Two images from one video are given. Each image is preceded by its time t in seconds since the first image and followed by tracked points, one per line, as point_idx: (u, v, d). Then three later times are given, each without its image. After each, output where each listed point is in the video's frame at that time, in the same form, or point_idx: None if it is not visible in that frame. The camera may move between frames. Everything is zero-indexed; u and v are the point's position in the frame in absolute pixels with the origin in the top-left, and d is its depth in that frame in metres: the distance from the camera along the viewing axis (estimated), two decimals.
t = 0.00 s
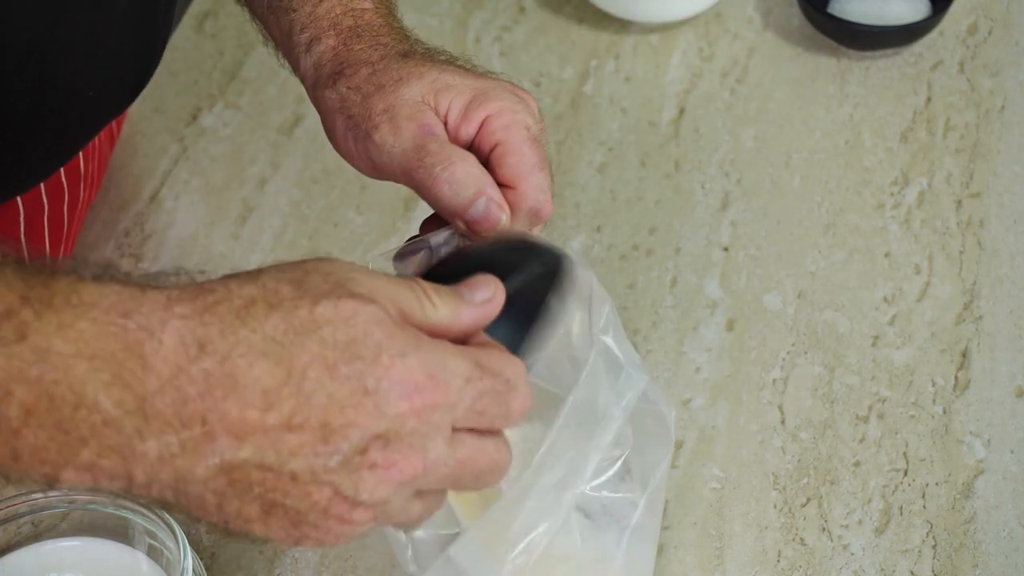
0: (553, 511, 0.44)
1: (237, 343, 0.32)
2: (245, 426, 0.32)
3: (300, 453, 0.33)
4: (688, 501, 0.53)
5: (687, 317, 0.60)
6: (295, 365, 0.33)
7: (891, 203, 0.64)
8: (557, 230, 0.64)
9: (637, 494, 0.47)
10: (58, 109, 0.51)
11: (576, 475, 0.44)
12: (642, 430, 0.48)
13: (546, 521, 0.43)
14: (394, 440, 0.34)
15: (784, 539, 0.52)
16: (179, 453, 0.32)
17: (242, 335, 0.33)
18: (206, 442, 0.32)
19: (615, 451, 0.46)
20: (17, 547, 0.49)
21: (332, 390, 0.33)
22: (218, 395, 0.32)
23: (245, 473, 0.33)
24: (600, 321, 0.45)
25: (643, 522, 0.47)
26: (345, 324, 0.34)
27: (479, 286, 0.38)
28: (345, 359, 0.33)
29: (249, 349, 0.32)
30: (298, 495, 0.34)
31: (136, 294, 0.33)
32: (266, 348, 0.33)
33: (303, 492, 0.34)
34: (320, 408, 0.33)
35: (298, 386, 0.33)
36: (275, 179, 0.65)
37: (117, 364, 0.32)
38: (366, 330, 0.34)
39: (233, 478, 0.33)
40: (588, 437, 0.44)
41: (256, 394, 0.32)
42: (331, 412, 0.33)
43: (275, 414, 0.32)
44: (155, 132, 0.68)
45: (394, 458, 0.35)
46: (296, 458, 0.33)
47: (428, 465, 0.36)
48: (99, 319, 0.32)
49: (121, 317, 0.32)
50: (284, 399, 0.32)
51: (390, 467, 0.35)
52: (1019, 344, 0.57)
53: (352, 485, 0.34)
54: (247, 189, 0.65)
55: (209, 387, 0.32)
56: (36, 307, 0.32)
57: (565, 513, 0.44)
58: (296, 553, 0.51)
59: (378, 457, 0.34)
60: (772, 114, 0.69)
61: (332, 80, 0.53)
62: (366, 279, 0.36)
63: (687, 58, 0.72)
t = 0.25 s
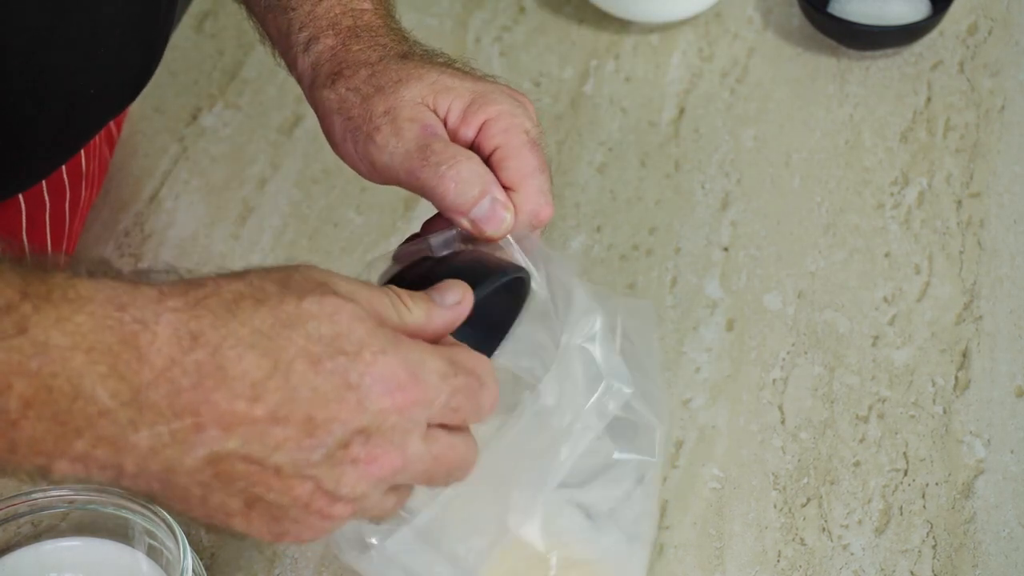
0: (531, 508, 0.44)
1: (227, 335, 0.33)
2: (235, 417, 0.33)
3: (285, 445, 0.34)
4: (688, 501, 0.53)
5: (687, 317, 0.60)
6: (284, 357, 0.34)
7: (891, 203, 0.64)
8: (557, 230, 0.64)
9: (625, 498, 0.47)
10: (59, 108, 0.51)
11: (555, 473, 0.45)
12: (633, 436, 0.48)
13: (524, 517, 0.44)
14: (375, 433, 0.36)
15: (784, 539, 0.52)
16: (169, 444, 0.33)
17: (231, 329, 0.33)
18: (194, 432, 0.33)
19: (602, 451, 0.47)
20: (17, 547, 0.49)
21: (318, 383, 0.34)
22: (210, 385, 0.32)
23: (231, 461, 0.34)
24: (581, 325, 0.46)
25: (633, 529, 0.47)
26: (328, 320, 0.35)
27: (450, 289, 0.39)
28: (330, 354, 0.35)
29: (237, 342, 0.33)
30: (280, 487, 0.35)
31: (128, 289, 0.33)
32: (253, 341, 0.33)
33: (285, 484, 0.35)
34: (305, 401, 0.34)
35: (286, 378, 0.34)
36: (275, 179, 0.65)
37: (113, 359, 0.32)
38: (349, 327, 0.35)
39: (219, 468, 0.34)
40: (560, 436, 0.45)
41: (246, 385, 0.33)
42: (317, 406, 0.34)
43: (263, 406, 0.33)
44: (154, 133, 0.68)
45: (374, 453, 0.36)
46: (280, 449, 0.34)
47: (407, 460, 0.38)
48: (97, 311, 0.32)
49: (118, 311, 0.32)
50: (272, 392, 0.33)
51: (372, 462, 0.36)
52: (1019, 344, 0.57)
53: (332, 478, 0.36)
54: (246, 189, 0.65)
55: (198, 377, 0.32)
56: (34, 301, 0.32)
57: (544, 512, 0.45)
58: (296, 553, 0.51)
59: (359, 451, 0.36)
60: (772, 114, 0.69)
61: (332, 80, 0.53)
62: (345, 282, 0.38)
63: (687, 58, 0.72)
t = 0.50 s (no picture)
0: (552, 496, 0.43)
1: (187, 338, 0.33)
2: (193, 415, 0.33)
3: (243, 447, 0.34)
4: (688, 501, 0.53)
5: (687, 317, 0.60)
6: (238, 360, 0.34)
7: (891, 203, 0.64)
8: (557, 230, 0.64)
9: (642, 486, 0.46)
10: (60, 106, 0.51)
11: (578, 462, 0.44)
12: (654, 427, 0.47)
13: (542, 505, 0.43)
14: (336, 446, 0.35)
15: (784, 539, 0.52)
16: (137, 432, 0.34)
17: (194, 326, 0.34)
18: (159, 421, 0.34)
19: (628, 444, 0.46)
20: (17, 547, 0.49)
21: (275, 394, 0.34)
22: (169, 383, 0.33)
23: (194, 452, 0.35)
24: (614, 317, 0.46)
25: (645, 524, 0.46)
26: (305, 333, 0.34)
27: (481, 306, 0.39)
28: (293, 366, 0.34)
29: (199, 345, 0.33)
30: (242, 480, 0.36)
31: (106, 284, 0.34)
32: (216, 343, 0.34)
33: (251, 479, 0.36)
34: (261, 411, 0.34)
35: (245, 385, 0.34)
36: (275, 179, 0.65)
37: (83, 352, 0.33)
38: (323, 343, 0.34)
39: (184, 456, 0.35)
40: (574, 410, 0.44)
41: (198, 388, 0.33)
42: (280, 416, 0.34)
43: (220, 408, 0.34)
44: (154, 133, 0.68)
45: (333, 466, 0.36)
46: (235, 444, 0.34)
47: (374, 474, 0.37)
48: (68, 310, 0.33)
49: (89, 308, 0.33)
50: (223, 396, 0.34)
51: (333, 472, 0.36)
52: (1019, 344, 0.57)
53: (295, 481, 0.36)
54: (247, 189, 0.65)
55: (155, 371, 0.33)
56: (11, 300, 0.33)
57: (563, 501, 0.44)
58: (296, 553, 0.51)
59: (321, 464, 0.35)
60: (772, 114, 0.69)
61: (342, 78, 0.53)
62: (345, 286, 0.37)
63: (686, 58, 0.72)
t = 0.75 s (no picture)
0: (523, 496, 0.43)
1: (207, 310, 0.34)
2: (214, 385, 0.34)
3: (264, 414, 0.35)
4: (688, 501, 0.53)
5: (687, 317, 0.60)
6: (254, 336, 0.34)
7: (891, 203, 0.64)
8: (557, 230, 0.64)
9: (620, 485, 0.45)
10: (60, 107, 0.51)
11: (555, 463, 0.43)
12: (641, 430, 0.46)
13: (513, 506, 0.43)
14: (352, 410, 0.36)
15: (784, 539, 0.52)
16: (155, 406, 0.34)
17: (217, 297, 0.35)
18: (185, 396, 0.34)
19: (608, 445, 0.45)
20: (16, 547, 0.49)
21: (296, 356, 0.35)
22: (190, 352, 0.34)
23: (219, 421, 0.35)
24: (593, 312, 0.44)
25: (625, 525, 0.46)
26: (317, 295, 0.35)
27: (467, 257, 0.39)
28: (312, 330, 0.35)
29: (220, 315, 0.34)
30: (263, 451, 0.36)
31: (122, 260, 0.35)
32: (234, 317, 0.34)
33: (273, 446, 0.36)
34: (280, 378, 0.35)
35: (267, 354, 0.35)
36: (275, 179, 0.65)
37: (105, 327, 0.34)
38: (337, 305, 0.35)
39: (201, 431, 0.35)
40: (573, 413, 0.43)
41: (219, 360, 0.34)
42: (303, 380, 0.35)
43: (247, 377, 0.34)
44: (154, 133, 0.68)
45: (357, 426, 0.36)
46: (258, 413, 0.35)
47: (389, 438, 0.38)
48: (88, 285, 0.34)
49: (107, 282, 0.34)
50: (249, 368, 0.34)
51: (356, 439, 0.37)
52: (1019, 344, 0.57)
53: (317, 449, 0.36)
54: (247, 189, 0.65)
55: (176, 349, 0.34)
56: (29, 278, 0.34)
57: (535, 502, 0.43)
58: (296, 553, 0.51)
59: (346, 426, 0.36)
60: (772, 114, 0.69)
61: (339, 77, 0.52)
62: (348, 251, 0.38)
63: (686, 58, 0.72)
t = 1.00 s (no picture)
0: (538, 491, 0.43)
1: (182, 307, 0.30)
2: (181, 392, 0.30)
3: (214, 399, 0.31)
4: (688, 501, 0.53)
5: (687, 317, 0.60)
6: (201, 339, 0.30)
7: (891, 203, 0.64)
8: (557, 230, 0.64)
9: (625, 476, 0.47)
10: (56, 111, 0.51)
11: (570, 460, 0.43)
12: (645, 420, 0.48)
13: (528, 501, 0.43)
14: (299, 400, 0.31)
15: (784, 539, 0.52)
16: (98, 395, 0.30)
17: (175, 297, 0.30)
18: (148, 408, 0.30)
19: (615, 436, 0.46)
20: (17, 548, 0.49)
21: (245, 353, 0.30)
22: (157, 354, 0.29)
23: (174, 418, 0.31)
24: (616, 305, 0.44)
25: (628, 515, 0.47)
26: (271, 276, 0.31)
27: (441, 241, 0.37)
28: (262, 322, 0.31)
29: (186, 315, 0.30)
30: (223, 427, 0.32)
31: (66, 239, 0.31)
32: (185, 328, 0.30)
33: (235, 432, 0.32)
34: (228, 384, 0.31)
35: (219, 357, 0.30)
36: (275, 179, 0.65)
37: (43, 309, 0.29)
38: (289, 281, 0.31)
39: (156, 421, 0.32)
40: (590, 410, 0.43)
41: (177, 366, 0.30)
42: (257, 378, 0.31)
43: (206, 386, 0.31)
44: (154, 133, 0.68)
45: (312, 419, 0.32)
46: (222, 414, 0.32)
47: (340, 421, 0.32)
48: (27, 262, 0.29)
49: (49, 259, 0.29)
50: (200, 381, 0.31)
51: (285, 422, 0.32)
52: (1019, 344, 0.57)
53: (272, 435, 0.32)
54: (247, 189, 0.65)
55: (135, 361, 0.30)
56: None
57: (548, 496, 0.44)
58: (296, 553, 0.51)
59: (297, 420, 0.32)
60: (772, 114, 0.69)
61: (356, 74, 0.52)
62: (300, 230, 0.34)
63: (687, 58, 0.72)
